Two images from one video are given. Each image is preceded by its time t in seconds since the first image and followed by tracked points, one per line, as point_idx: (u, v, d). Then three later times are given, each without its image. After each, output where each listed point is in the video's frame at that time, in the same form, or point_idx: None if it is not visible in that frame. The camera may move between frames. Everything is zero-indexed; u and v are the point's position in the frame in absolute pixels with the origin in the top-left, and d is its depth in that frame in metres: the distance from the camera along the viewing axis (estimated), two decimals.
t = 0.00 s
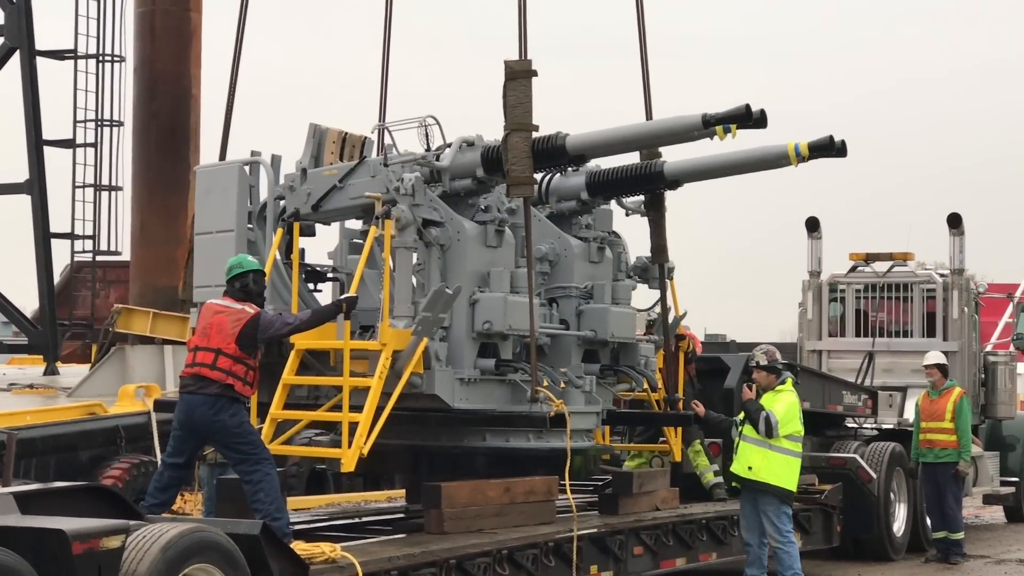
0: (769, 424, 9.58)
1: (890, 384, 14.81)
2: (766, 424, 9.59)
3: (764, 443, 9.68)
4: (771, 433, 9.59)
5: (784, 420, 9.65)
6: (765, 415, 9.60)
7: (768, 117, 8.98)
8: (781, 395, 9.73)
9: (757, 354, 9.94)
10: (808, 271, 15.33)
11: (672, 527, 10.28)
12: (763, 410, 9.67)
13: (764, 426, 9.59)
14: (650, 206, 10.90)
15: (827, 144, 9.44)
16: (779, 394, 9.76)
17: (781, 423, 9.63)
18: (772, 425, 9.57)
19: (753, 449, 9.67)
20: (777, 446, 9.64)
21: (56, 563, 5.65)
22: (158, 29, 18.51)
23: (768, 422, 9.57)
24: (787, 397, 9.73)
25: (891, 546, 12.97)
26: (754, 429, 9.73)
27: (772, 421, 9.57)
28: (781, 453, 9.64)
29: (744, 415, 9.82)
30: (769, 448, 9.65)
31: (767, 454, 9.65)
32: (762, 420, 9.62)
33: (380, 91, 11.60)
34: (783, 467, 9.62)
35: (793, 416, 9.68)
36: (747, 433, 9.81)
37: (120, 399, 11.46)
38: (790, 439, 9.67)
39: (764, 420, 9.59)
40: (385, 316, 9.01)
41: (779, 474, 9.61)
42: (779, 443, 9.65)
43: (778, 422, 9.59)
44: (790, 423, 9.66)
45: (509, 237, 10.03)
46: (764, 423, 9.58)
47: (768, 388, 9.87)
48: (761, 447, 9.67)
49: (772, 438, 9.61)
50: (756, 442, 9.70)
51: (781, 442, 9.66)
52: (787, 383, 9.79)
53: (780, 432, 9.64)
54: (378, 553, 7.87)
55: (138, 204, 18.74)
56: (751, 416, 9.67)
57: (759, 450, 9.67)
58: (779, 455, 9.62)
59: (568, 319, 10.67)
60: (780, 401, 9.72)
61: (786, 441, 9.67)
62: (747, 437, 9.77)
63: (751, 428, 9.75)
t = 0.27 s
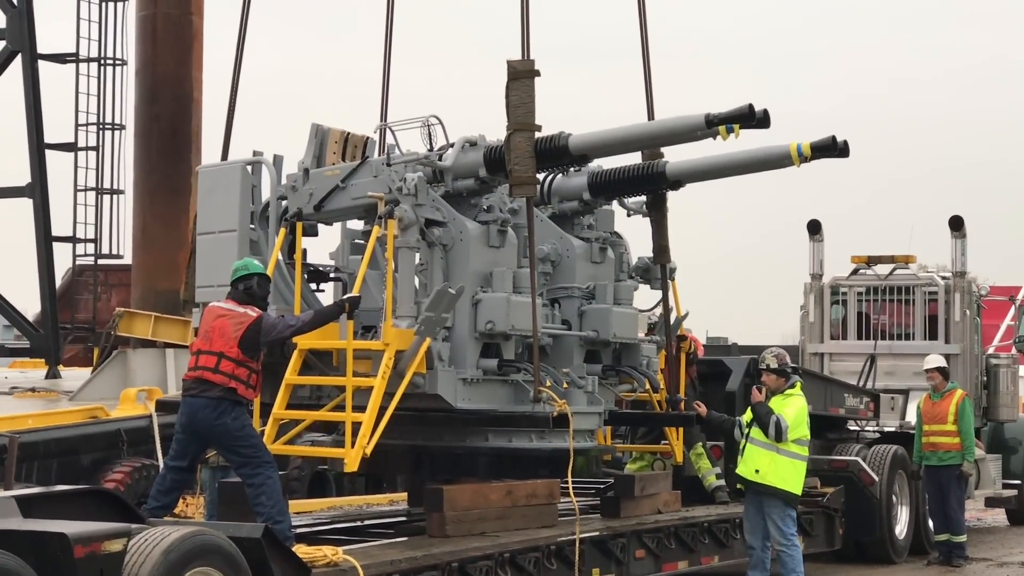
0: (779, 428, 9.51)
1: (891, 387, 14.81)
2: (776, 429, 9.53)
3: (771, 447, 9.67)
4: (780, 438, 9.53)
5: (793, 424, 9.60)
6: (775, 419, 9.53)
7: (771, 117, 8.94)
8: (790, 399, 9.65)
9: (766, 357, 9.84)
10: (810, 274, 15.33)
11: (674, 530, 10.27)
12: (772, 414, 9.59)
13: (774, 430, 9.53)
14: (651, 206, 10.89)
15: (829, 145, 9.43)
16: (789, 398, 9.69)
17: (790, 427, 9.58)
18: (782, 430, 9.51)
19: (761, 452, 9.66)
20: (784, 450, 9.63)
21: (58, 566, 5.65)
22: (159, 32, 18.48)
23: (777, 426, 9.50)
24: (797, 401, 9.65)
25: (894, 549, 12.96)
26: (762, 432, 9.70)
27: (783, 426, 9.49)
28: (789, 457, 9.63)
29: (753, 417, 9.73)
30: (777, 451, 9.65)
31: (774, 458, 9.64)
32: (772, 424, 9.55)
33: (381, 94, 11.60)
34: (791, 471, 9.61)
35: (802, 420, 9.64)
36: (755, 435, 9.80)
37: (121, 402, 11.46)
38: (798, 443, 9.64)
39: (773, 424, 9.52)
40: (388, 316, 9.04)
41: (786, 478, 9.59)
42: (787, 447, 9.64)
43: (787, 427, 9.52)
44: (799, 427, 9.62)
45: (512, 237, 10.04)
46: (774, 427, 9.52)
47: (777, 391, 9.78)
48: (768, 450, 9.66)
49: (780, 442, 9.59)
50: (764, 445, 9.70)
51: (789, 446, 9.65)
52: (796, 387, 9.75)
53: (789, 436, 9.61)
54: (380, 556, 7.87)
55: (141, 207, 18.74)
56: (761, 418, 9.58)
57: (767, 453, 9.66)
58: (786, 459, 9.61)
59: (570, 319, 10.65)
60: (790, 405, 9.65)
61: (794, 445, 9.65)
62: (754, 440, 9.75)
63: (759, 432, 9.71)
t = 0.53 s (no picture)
0: (787, 437, 9.51)
1: (889, 394, 14.82)
2: (783, 438, 9.52)
3: (776, 456, 9.66)
4: (786, 447, 9.53)
5: (800, 434, 9.62)
6: (784, 428, 9.51)
7: (770, 122, 8.98)
8: (797, 409, 9.70)
9: (774, 364, 9.79)
10: (808, 281, 15.32)
11: (673, 538, 10.26)
12: (780, 423, 9.59)
13: (782, 439, 9.51)
14: (651, 212, 10.93)
15: (829, 150, 9.45)
16: (795, 407, 9.73)
17: (797, 437, 9.59)
18: (789, 439, 9.52)
19: (766, 460, 9.65)
20: (790, 459, 9.62)
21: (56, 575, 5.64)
22: (158, 40, 18.50)
23: (786, 436, 9.50)
24: (804, 411, 9.69)
25: (893, 556, 12.95)
26: (767, 441, 9.68)
27: (791, 435, 9.51)
28: (794, 466, 9.61)
29: (758, 425, 9.73)
30: (782, 460, 9.62)
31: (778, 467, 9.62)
32: (779, 434, 9.54)
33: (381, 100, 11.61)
34: (796, 481, 9.61)
35: (806, 430, 9.67)
36: (759, 442, 9.78)
37: (120, 410, 11.45)
38: (802, 452, 9.66)
39: (782, 434, 9.51)
40: (388, 320, 9.06)
41: (790, 487, 9.59)
42: (792, 456, 9.62)
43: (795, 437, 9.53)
44: (804, 437, 9.65)
45: (511, 242, 10.04)
46: (782, 437, 9.50)
47: (782, 399, 9.82)
48: (773, 459, 9.64)
49: (786, 451, 9.58)
50: (769, 453, 9.68)
51: (794, 455, 9.64)
52: (802, 397, 9.78)
53: (795, 446, 9.61)
54: (379, 564, 7.86)
55: (139, 215, 18.73)
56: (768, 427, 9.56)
57: (772, 461, 9.64)
58: (791, 468, 9.60)
59: (569, 323, 10.66)
60: (796, 415, 9.69)
61: (799, 454, 9.66)
62: (759, 449, 9.74)
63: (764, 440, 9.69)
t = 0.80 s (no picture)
0: (792, 450, 9.52)
1: (887, 403, 14.82)
2: (788, 450, 9.53)
3: (780, 467, 9.67)
4: (791, 459, 9.54)
5: (804, 446, 9.63)
6: (789, 440, 9.52)
7: (770, 129, 8.97)
8: (802, 420, 9.68)
9: (781, 375, 9.84)
10: (806, 290, 15.33)
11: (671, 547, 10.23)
12: (785, 435, 9.59)
13: (786, 451, 9.52)
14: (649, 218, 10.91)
15: (827, 156, 9.46)
16: (800, 419, 9.71)
17: (801, 449, 9.60)
18: (794, 451, 9.52)
19: (769, 470, 9.66)
20: (793, 471, 9.64)
21: None
22: (156, 50, 18.56)
23: (791, 448, 9.51)
24: (809, 423, 9.69)
25: (891, 565, 12.94)
26: (770, 451, 9.68)
27: (796, 447, 9.51)
28: (796, 477, 9.65)
29: (762, 434, 9.73)
30: (785, 471, 9.64)
31: (782, 477, 9.65)
32: (784, 445, 9.55)
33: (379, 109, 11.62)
34: (799, 492, 9.64)
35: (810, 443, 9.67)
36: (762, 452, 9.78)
37: (118, 419, 11.44)
38: (806, 463, 9.67)
39: (787, 446, 9.51)
40: (387, 326, 9.03)
41: (793, 498, 9.62)
42: (795, 467, 9.65)
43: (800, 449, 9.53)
44: (808, 449, 9.67)
45: (510, 248, 10.04)
46: (787, 449, 9.51)
47: (787, 410, 9.78)
48: (777, 469, 9.66)
49: (790, 463, 9.60)
50: (772, 464, 9.68)
51: (797, 466, 9.65)
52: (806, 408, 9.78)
53: (798, 458, 9.61)
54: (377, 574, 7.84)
55: (137, 225, 18.71)
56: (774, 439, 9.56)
57: (775, 472, 9.66)
58: (794, 479, 9.62)
59: (567, 330, 10.68)
60: (801, 426, 9.67)
61: (802, 466, 9.67)
62: (762, 458, 9.72)
63: (768, 451, 9.68)
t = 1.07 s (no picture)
0: (796, 459, 9.50)
1: (886, 412, 14.82)
2: (792, 459, 9.51)
3: (783, 476, 9.66)
4: (794, 468, 9.52)
5: (808, 456, 9.60)
6: (792, 450, 9.51)
7: (770, 135, 8.98)
8: (806, 430, 9.65)
9: (786, 386, 9.94)
10: (805, 299, 15.33)
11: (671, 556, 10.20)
12: (789, 444, 9.56)
13: (791, 460, 9.50)
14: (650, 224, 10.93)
15: (827, 162, 9.48)
16: (805, 429, 9.68)
17: (805, 459, 9.57)
18: (798, 461, 9.50)
19: (772, 480, 9.67)
20: (797, 480, 9.63)
21: None
22: (155, 59, 18.57)
23: (795, 457, 9.49)
24: (814, 433, 9.65)
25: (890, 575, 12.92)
26: (775, 460, 9.66)
27: (800, 458, 9.49)
28: (800, 487, 9.64)
29: (766, 443, 9.70)
30: (789, 480, 9.64)
31: (786, 487, 9.65)
32: (788, 455, 9.53)
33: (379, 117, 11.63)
34: (803, 501, 9.62)
35: (815, 452, 9.62)
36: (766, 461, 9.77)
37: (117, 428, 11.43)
38: (809, 473, 9.64)
39: (790, 455, 9.50)
40: (387, 332, 9.05)
41: (797, 507, 9.61)
42: (799, 477, 9.63)
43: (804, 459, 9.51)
44: (813, 458, 9.63)
45: (510, 254, 10.05)
46: (790, 458, 9.50)
47: (792, 419, 9.85)
48: (780, 479, 9.66)
49: (794, 472, 9.59)
50: (776, 473, 9.68)
51: (801, 476, 9.64)
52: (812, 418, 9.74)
53: (803, 468, 9.58)
54: None
55: (137, 234, 18.70)
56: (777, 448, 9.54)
57: (779, 481, 9.66)
58: (798, 489, 9.61)
59: (567, 336, 10.68)
60: (806, 437, 9.65)
61: (806, 475, 9.65)
62: (766, 467, 9.72)
63: (772, 460, 9.67)
